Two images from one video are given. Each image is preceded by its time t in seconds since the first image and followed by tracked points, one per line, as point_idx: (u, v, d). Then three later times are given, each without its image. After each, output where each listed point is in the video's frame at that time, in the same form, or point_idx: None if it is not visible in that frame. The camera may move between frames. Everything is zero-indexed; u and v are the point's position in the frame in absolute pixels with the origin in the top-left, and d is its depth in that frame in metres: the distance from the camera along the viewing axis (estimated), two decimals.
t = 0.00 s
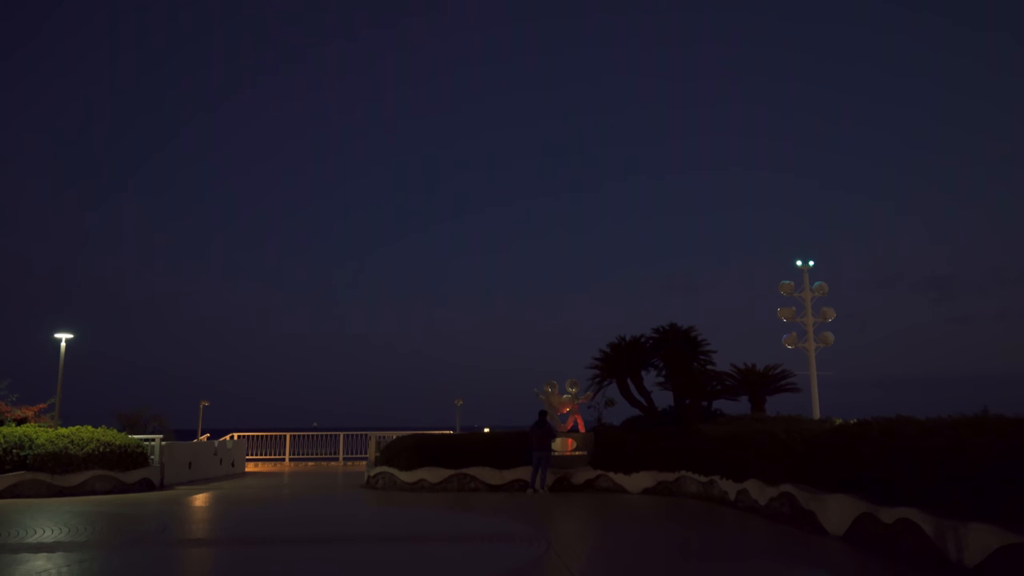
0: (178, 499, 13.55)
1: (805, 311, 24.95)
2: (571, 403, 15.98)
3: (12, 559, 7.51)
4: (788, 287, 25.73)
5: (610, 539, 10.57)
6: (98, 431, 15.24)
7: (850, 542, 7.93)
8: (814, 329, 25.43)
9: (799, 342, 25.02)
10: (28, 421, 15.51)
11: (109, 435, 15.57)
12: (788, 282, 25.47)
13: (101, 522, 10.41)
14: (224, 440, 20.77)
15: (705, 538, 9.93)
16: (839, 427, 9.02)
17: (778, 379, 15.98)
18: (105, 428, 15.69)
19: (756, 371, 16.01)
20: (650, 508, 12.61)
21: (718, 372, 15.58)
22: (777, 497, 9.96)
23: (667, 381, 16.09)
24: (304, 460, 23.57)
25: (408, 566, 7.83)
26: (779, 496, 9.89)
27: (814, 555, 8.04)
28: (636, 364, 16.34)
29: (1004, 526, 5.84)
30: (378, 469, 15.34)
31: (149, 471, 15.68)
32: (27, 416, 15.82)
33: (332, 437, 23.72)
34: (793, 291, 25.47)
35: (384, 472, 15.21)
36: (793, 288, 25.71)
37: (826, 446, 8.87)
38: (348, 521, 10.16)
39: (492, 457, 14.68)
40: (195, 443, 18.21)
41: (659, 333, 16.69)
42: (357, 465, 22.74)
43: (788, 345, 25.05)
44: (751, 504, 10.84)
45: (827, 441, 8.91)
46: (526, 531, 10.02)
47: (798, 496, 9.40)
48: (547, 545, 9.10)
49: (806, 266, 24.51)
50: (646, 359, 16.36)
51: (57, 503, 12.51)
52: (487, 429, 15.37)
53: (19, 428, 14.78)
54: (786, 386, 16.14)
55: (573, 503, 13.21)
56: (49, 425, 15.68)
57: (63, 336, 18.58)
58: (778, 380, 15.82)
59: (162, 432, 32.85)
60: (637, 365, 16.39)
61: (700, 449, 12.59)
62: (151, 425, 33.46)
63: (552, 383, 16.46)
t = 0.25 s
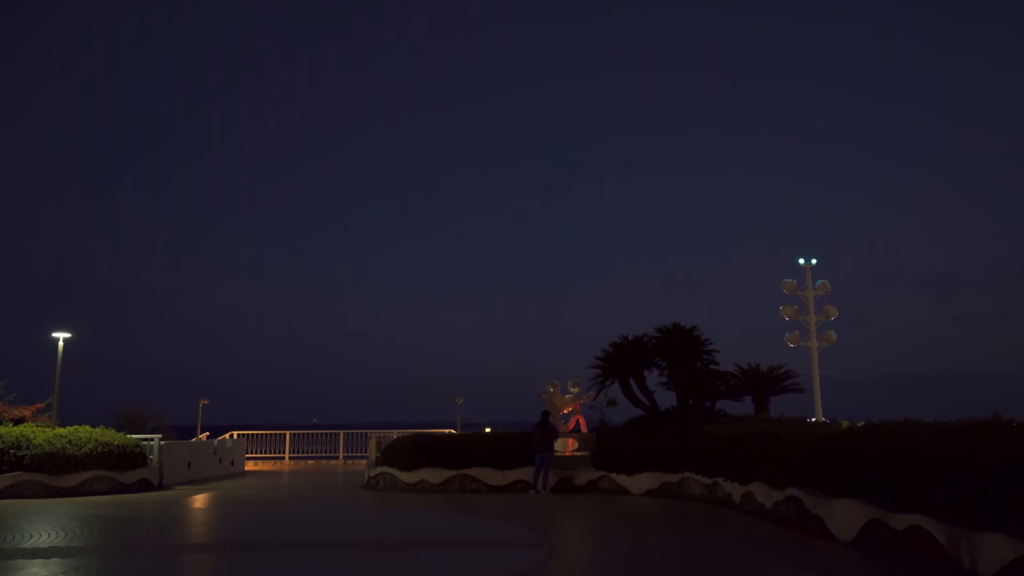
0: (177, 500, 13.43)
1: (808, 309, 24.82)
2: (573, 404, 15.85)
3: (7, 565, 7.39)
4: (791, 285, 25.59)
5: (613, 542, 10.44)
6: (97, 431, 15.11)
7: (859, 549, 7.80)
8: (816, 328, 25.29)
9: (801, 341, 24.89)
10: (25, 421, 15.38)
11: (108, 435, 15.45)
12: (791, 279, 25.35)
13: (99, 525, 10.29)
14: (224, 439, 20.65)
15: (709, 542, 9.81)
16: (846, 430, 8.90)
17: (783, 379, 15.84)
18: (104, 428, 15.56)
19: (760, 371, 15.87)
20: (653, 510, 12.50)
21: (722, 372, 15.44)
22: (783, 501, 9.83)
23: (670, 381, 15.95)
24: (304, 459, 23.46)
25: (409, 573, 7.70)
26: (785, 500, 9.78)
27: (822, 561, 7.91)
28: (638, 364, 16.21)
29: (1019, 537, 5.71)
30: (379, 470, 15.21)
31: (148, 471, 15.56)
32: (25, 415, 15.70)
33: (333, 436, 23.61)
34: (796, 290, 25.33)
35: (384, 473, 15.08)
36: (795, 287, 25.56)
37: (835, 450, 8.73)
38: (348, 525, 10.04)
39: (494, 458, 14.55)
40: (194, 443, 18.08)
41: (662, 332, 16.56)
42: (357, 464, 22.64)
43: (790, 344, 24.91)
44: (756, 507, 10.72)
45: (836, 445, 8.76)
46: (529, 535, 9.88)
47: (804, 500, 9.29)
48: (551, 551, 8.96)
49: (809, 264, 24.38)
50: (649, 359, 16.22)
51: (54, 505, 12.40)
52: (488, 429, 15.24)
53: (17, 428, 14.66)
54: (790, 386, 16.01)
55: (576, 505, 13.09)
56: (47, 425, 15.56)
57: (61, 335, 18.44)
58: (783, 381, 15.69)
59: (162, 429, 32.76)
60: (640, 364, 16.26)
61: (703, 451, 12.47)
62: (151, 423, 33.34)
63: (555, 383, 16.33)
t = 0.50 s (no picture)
0: (175, 505, 13.30)
1: (810, 311, 24.69)
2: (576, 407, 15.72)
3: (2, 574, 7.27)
4: (793, 287, 25.46)
5: (617, 547, 10.32)
6: (95, 435, 14.98)
7: (869, 555, 7.68)
8: (819, 329, 25.16)
9: (803, 343, 24.76)
10: (23, 425, 15.26)
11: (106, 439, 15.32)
12: (793, 281, 25.21)
13: (96, 531, 10.17)
14: (223, 443, 20.52)
15: (715, 548, 9.68)
16: (854, 434, 8.78)
17: (787, 382, 15.71)
18: (102, 432, 15.43)
19: (764, 374, 15.72)
20: (657, 514, 12.37)
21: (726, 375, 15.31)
22: (790, 507, 9.71)
23: (673, 384, 15.82)
24: (304, 462, 23.32)
25: None
26: (792, 505, 9.65)
27: (830, 567, 7.79)
28: (641, 366, 16.08)
29: None
30: (379, 474, 15.08)
31: (147, 475, 15.43)
32: (22, 419, 15.58)
33: (333, 439, 23.47)
34: (798, 291, 25.21)
35: (385, 478, 14.96)
36: (798, 288, 25.43)
37: (843, 455, 8.61)
38: (349, 531, 9.91)
39: (495, 462, 14.42)
40: (193, 447, 17.95)
41: (665, 334, 16.43)
42: (358, 467, 22.50)
43: (792, 346, 24.78)
44: (761, 512, 10.59)
45: (844, 450, 8.64)
46: (532, 542, 9.75)
47: (811, 505, 9.17)
48: (555, 558, 8.83)
49: (811, 265, 24.26)
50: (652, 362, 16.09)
51: (52, 510, 12.26)
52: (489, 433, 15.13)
53: (14, 432, 14.52)
54: (794, 389, 15.88)
55: (578, 510, 12.96)
56: (45, 429, 15.43)
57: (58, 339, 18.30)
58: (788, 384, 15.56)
59: (161, 432, 32.61)
60: (642, 367, 16.13)
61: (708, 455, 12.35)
62: (149, 426, 33.16)
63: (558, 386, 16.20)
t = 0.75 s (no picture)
0: (174, 505, 13.16)
1: (813, 310, 24.57)
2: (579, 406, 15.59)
3: None
4: (795, 285, 25.33)
5: (622, 547, 10.19)
6: (94, 433, 14.84)
7: (879, 557, 7.55)
8: (821, 329, 25.03)
9: (805, 342, 24.63)
10: (21, 423, 15.12)
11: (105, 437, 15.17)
12: (796, 279, 25.09)
13: (94, 531, 10.03)
14: (222, 441, 20.37)
15: (720, 549, 9.55)
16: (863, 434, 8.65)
17: (792, 381, 15.58)
18: (101, 431, 15.29)
19: (769, 373, 15.59)
20: (661, 514, 12.24)
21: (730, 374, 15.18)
22: (797, 507, 9.57)
23: (677, 383, 15.68)
24: (304, 461, 23.19)
25: None
26: (799, 505, 9.52)
27: (840, 568, 7.66)
28: (644, 365, 15.94)
29: None
30: (380, 473, 14.95)
31: (145, 474, 15.29)
32: (20, 417, 15.44)
33: (333, 437, 23.34)
34: (800, 290, 25.08)
35: (386, 477, 14.82)
36: (800, 287, 25.30)
37: (852, 454, 8.48)
38: (350, 531, 9.78)
39: (497, 461, 14.29)
40: (192, 445, 17.81)
41: (668, 333, 16.28)
42: (358, 466, 22.36)
43: (794, 345, 24.66)
44: (767, 512, 10.46)
45: (853, 449, 8.51)
46: (535, 543, 9.62)
47: (819, 505, 9.04)
48: (559, 559, 8.70)
49: (814, 264, 24.13)
50: (655, 360, 15.95)
51: (49, 510, 12.14)
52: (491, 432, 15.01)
53: (11, 431, 14.38)
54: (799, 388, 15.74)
55: (582, 509, 12.83)
56: (43, 427, 15.29)
57: (56, 338, 18.14)
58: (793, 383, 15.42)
59: (160, 430, 32.46)
60: (645, 365, 15.99)
61: (712, 454, 12.21)
62: (148, 425, 33.00)
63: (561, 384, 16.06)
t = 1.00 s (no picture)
0: (175, 502, 13.01)
1: (817, 305, 24.40)
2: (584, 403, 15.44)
3: None
4: (799, 281, 25.16)
5: (630, 547, 10.03)
6: (93, 430, 14.68)
7: (895, 558, 7.41)
8: (825, 324, 24.87)
9: (810, 337, 24.47)
10: (19, 420, 14.96)
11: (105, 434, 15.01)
12: (800, 275, 24.94)
13: (94, 530, 9.88)
14: (223, 437, 20.22)
15: (730, 548, 9.40)
16: (878, 432, 8.49)
17: (799, 377, 15.41)
18: (101, 427, 15.12)
19: (776, 368, 15.42)
20: (668, 512, 12.10)
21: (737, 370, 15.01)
22: (808, 506, 9.42)
23: (682, 379, 15.51)
24: (305, 457, 23.04)
25: None
26: (811, 504, 9.37)
27: (855, 568, 7.51)
28: (650, 360, 15.77)
29: None
30: (383, 470, 14.79)
31: (146, 471, 15.13)
32: (19, 414, 15.28)
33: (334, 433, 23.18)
34: (805, 285, 24.91)
35: (389, 473, 14.66)
36: (804, 282, 25.13)
37: (867, 453, 8.32)
38: (353, 530, 9.62)
39: (502, 458, 14.13)
40: (193, 441, 17.65)
41: (674, 328, 16.10)
42: (359, 462, 22.21)
43: (798, 341, 24.50)
44: (777, 511, 10.31)
45: (868, 448, 8.35)
46: (542, 542, 9.47)
47: (831, 504, 8.89)
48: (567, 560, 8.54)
49: (819, 259, 23.97)
50: (661, 356, 15.78)
51: (49, 508, 11.99)
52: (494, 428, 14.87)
53: (10, 427, 14.22)
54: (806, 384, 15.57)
55: (587, 507, 12.69)
56: (42, 424, 15.13)
57: (55, 333, 17.96)
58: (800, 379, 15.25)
59: (159, 426, 32.29)
60: (651, 361, 15.82)
61: (720, 452, 12.06)
62: (148, 421, 32.83)
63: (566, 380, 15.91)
